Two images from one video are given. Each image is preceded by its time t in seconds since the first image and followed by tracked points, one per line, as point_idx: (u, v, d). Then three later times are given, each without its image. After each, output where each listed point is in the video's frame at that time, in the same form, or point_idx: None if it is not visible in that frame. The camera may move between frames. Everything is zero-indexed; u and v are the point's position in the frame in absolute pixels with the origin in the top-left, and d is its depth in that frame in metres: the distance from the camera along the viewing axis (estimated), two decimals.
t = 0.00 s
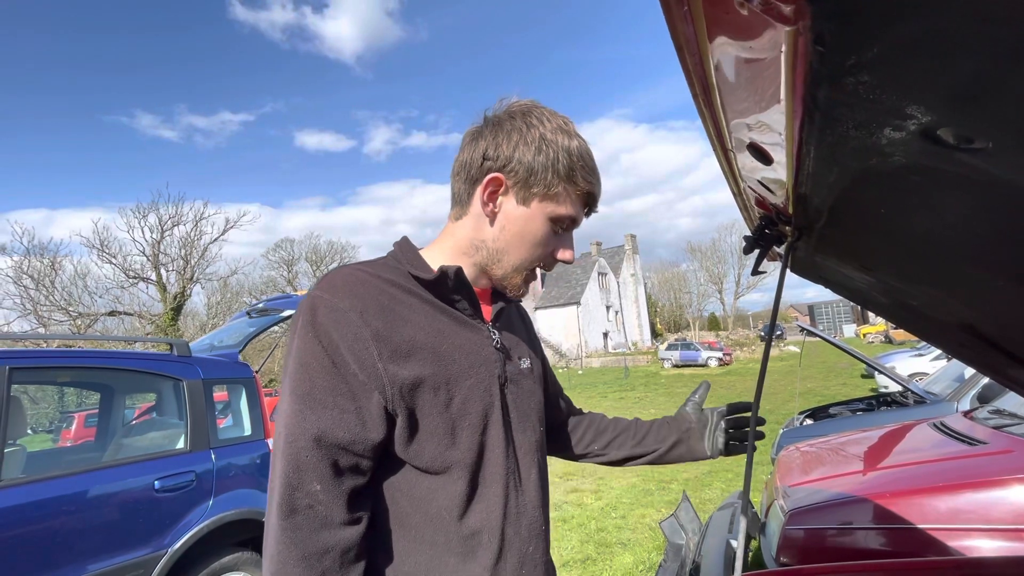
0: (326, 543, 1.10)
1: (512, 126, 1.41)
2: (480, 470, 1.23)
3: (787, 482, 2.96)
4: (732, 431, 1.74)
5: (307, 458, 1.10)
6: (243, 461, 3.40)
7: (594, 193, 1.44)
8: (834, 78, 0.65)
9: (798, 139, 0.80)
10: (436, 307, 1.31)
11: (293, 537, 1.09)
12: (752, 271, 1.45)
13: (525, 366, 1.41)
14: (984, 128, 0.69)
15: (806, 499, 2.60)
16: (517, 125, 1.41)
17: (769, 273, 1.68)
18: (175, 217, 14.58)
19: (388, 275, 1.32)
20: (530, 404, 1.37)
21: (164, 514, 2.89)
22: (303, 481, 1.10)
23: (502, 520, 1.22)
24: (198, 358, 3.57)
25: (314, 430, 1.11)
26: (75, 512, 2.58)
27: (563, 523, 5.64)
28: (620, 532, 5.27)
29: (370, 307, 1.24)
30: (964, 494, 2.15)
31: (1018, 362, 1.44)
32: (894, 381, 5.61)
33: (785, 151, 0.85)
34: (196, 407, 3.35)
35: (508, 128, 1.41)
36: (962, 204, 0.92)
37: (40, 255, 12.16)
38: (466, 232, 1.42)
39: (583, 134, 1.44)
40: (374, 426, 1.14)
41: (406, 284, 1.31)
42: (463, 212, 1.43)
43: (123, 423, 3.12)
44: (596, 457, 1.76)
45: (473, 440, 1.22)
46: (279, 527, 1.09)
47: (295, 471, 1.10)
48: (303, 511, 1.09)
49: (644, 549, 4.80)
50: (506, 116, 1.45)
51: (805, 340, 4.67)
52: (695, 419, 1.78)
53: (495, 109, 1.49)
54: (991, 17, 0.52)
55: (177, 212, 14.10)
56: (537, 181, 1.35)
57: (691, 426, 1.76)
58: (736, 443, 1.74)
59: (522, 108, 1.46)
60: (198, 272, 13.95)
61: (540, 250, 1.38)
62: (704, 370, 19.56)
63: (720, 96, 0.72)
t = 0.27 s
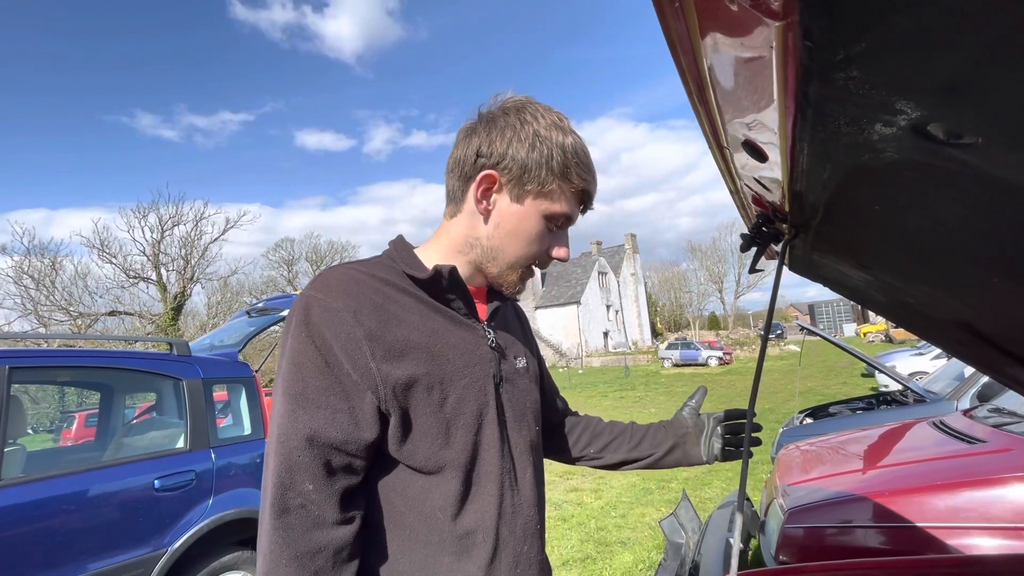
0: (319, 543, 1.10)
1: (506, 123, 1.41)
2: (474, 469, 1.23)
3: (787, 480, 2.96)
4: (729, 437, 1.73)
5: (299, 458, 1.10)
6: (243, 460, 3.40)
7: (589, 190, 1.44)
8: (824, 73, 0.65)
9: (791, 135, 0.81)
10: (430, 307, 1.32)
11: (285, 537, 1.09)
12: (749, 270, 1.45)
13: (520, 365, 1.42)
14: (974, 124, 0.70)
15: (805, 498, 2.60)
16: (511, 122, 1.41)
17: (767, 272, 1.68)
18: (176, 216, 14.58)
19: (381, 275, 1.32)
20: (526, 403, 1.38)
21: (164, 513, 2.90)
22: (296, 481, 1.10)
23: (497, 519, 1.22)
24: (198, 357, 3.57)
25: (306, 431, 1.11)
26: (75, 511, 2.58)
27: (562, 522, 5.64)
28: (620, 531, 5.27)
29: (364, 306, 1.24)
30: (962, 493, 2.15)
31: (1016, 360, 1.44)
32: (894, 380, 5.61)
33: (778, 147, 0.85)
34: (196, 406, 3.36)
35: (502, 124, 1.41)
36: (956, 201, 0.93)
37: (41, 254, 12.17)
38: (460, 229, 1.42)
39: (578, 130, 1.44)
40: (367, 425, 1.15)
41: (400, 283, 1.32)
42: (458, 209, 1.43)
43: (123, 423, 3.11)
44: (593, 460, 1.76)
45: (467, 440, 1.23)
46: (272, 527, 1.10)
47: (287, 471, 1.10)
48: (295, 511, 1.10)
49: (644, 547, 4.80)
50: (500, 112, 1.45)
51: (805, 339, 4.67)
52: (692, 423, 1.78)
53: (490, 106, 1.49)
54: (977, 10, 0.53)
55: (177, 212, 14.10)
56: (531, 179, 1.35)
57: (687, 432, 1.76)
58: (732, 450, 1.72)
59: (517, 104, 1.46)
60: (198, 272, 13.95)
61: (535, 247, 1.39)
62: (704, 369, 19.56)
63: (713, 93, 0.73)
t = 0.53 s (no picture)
0: (310, 541, 1.10)
1: (496, 119, 1.42)
2: (466, 466, 1.23)
3: (783, 477, 2.97)
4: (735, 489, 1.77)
5: (290, 456, 1.10)
6: (241, 458, 3.40)
7: (578, 189, 1.45)
8: (818, 71, 0.66)
9: (786, 133, 0.81)
10: (421, 305, 1.32)
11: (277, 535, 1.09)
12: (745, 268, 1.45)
13: (514, 363, 1.42)
14: (965, 122, 0.70)
15: (801, 494, 2.61)
16: (500, 119, 1.42)
17: (764, 270, 1.69)
18: (172, 214, 14.55)
19: (371, 274, 1.32)
20: (519, 401, 1.38)
21: (162, 511, 2.90)
22: (286, 479, 1.10)
23: (490, 515, 1.22)
24: (195, 356, 3.57)
25: (296, 428, 1.11)
26: (73, 509, 2.58)
27: (560, 519, 5.65)
28: (618, 528, 5.28)
29: (354, 304, 1.24)
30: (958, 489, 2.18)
31: (1010, 357, 1.45)
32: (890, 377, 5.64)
33: (773, 145, 0.86)
34: (193, 405, 3.36)
35: (492, 121, 1.42)
36: (949, 199, 0.93)
37: (36, 253, 12.13)
38: (449, 225, 1.43)
39: (567, 129, 1.45)
40: (357, 423, 1.15)
41: (391, 282, 1.32)
42: (447, 206, 1.44)
43: (120, 421, 3.11)
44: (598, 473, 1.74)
45: (459, 437, 1.23)
46: (263, 525, 1.10)
47: (278, 469, 1.10)
48: (286, 508, 1.10)
49: (642, 544, 4.82)
50: (490, 109, 1.46)
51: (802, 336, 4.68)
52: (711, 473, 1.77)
53: (481, 103, 1.49)
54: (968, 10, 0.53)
55: (173, 210, 14.06)
56: (520, 176, 1.36)
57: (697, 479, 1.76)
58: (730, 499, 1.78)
59: (507, 102, 1.47)
60: (195, 270, 13.92)
61: (523, 245, 1.39)
62: (701, 367, 19.61)
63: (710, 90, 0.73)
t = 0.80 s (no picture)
0: (301, 533, 1.11)
1: (479, 112, 1.43)
2: (460, 462, 1.24)
3: (780, 473, 2.99)
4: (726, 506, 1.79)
5: (281, 449, 1.11)
6: (238, 456, 3.40)
7: (569, 173, 1.42)
8: (815, 68, 0.66)
9: (784, 130, 0.82)
10: (416, 301, 1.32)
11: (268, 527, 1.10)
12: (743, 264, 1.46)
13: (512, 361, 1.42)
14: (959, 118, 0.71)
15: (798, 490, 2.62)
16: (483, 111, 1.43)
17: (761, 267, 1.69)
18: (168, 212, 14.49)
19: (367, 270, 1.32)
20: (516, 399, 1.38)
21: (160, 509, 2.89)
22: (278, 472, 1.11)
23: (484, 512, 1.23)
24: (192, 354, 3.57)
25: (288, 422, 1.12)
26: (71, 507, 2.58)
27: (558, 515, 5.66)
28: (615, 524, 5.30)
29: (348, 300, 1.24)
30: (952, 484, 2.18)
31: (1005, 353, 1.46)
32: (886, 373, 5.66)
33: (770, 142, 0.86)
34: (190, 402, 3.35)
35: (475, 114, 1.43)
36: (943, 195, 0.94)
37: (31, 251, 12.07)
38: (441, 219, 1.44)
39: (553, 115, 1.43)
40: (349, 417, 1.15)
41: (386, 278, 1.32)
42: (439, 202, 1.46)
43: (116, 420, 3.08)
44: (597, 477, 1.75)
45: (451, 433, 1.23)
46: (255, 517, 1.10)
47: (270, 461, 1.10)
48: (278, 501, 1.10)
49: (639, 540, 4.84)
50: (475, 103, 1.48)
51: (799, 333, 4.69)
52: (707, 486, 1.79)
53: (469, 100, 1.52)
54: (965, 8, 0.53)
55: (169, 207, 14.01)
56: (502, 162, 1.35)
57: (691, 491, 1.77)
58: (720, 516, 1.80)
59: (492, 95, 1.48)
60: (191, 268, 13.88)
61: (510, 231, 1.38)
62: (698, 363, 19.65)
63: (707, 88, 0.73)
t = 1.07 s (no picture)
0: (299, 532, 1.10)
1: (464, 106, 1.44)
2: (458, 460, 1.23)
3: (777, 470, 2.99)
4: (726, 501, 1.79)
5: (278, 448, 1.10)
6: (236, 455, 3.40)
7: (557, 161, 1.39)
8: (815, 64, 0.66)
9: (783, 126, 0.81)
10: (413, 299, 1.32)
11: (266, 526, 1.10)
12: (741, 261, 1.45)
13: (510, 359, 1.42)
14: (959, 115, 0.70)
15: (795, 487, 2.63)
16: (468, 105, 1.44)
17: (759, 264, 1.69)
18: (164, 210, 14.44)
19: (363, 268, 1.32)
20: (514, 397, 1.38)
21: (157, 508, 2.89)
22: (275, 471, 1.10)
23: (483, 510, 1.23)
24: (189, 352, 3.56)
25: (285, 420, 1.11)
26: (68, 507, 2.57)
27: (556, 513, 5.67)
28: (614, 521, 5.31)
29: (344, 298, 1.24)
30: (949, 481, 2.18)
31: (1002, 349, 1.46)
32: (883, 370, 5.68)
33: (770, 139, 0.86)
34: (188, 401, 3.35)
35: (461, 109, 1.45)
36: (940, 192, 0.94)
37: (27, 249, 12.02)
38: (434, 215, 1.45)
39: (538, 104, 1.42)
40: (346, 415, 1.15)
41: (383, 276, 1.32)
42: (432, 199, 1.47)
43: (114, 418, 3.06)
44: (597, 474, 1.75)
45: (449, 431, 1.23)
46: (252, 516, 1.10)
47: (268, 460, 1.10)
48: (276, 499, 1.10)
49: (638, 537, 4.85)
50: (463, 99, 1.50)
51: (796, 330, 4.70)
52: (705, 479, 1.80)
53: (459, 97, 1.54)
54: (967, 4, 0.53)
55: (166, 205, 13.96)
56: (484, 152, 1.36)
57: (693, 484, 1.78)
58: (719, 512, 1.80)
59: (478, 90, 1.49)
60: (188, 266, 13.84)
61: (495, 220, 1.36)
62: (696, 361, 19.69)
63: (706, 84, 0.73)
